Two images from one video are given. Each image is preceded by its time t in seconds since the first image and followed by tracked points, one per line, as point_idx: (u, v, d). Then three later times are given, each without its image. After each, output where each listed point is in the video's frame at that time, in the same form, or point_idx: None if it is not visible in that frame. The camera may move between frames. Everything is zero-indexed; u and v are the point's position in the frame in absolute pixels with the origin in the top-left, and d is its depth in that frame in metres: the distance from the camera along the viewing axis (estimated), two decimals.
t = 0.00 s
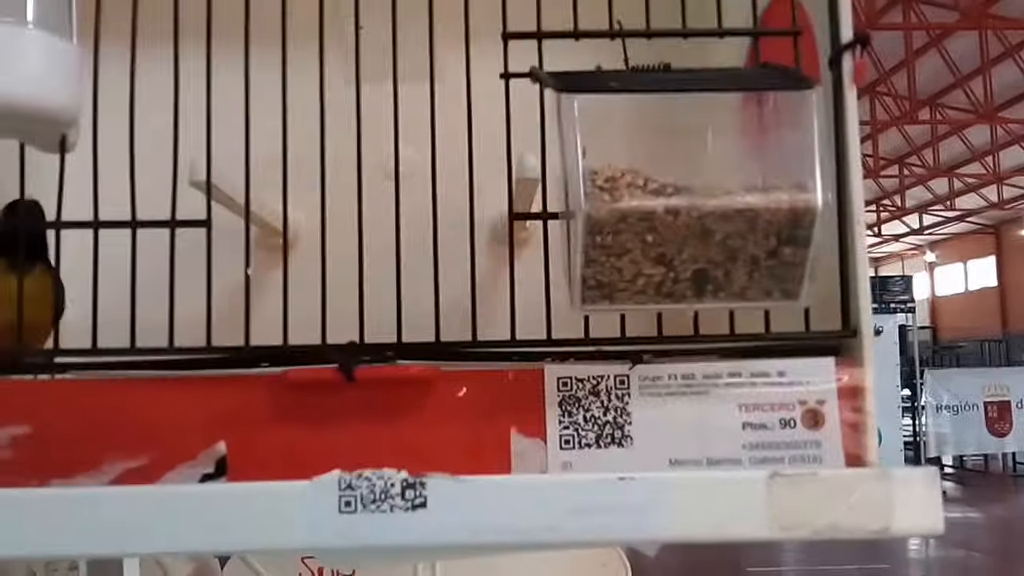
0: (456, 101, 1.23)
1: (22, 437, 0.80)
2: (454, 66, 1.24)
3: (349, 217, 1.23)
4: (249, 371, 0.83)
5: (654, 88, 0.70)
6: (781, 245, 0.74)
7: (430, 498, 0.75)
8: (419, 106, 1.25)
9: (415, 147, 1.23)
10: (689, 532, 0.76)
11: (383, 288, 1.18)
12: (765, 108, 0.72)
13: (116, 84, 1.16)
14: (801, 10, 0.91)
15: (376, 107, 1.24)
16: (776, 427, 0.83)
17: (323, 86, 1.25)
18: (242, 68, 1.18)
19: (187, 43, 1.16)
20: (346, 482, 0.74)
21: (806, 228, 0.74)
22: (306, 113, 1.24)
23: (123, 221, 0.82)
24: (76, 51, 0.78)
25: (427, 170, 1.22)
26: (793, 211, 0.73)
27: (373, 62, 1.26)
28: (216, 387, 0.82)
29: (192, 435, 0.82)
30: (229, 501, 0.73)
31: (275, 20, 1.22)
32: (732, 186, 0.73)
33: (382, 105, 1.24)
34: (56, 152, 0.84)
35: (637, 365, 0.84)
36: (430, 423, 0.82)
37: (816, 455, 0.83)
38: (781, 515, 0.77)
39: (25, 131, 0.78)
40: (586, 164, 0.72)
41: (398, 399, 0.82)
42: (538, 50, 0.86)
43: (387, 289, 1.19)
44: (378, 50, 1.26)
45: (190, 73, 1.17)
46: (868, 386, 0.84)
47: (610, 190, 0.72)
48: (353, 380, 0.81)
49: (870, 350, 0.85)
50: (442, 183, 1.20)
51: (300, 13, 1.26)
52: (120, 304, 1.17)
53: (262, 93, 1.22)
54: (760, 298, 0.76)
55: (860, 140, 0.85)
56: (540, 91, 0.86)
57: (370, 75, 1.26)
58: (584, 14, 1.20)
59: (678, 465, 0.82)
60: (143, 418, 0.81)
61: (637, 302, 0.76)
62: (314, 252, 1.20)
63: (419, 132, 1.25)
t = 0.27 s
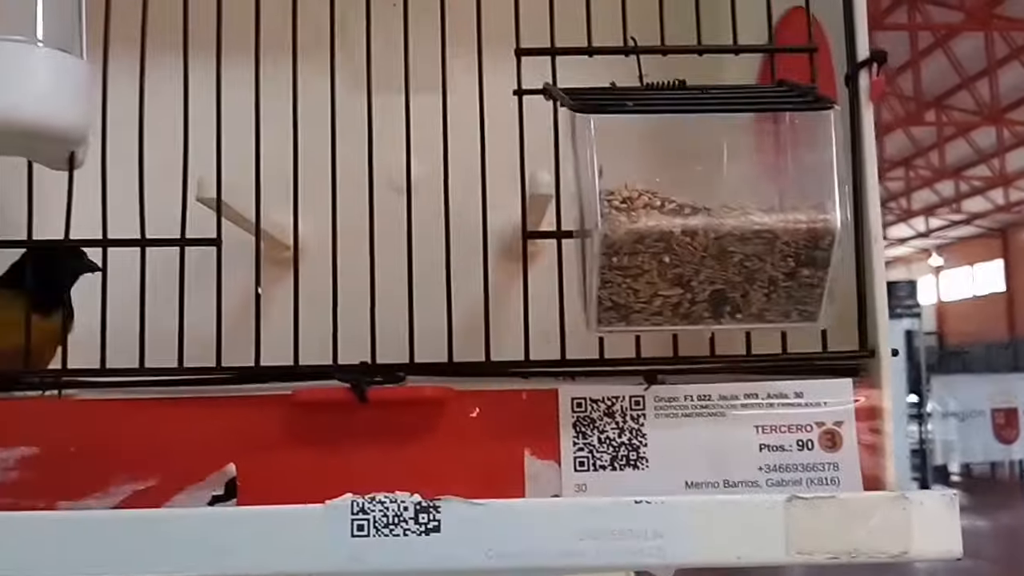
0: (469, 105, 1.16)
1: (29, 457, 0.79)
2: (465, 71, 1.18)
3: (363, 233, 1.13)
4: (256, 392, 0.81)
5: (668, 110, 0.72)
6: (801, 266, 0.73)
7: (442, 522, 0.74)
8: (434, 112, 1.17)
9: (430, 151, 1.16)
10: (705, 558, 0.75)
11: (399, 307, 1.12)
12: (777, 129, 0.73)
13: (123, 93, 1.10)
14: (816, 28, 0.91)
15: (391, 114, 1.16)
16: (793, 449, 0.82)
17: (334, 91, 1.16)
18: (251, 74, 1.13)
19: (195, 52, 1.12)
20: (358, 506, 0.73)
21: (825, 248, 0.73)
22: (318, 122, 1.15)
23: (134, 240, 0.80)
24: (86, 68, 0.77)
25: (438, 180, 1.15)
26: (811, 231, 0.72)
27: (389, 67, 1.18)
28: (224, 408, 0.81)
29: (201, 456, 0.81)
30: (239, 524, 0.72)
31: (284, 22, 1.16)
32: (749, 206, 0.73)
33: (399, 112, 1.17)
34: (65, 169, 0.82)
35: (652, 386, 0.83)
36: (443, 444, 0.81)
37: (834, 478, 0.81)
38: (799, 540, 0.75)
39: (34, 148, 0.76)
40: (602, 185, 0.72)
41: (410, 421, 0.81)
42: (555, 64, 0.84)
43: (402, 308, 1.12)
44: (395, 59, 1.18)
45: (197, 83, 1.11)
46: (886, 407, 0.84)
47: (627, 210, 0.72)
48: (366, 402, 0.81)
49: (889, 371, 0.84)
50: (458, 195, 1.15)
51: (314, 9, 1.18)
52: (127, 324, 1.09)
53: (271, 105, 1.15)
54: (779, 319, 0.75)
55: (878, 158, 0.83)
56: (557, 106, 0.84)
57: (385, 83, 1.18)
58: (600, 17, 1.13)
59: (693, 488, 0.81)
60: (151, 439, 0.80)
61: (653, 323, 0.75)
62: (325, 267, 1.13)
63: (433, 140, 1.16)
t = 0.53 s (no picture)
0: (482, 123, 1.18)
1: (47, 471, 0.80)
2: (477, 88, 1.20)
3: (379, 247, 1.15)
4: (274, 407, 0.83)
5: (682, 132, 0.73)
6: (811, 285, 0.75)
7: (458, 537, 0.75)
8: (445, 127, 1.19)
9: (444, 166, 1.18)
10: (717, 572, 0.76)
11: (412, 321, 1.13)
12: (789, 152, 0.74)
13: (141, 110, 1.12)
14: (824, 49, 0.94)
15: (406, 129, 1.19)
16: (802, 465, 0.83)
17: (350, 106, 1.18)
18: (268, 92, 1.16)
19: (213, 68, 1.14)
20: (375, 521, 0.74)
21: (836, 268, 0.74)
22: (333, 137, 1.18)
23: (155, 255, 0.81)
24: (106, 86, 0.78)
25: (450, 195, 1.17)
26: (822, 252, 0.74)
27: (402, 83, 1.20)
28: (242, 422, 0.82)
29: (218, 471, 0.82)
30: (257, 541, 0.73)
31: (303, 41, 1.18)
32: (761, 227, 0.74)
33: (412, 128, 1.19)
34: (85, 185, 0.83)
35: (663, 401, 0.84)
36: (457, 460, 0.82)
37: (841, 493, 0.83)
38: (808, 554, 0.77)
39: (55, 166, 0.77)
40: (616, 206, 0.73)
41: (424, 437, 0.82)
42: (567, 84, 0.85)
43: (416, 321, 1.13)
44: (410, 75, 1.20)
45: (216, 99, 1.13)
46: (893, 424, 0.84)
47: (641, 230, 0.73)
48: (381, 418, 0.82)
49: (896, 386, 0.85)
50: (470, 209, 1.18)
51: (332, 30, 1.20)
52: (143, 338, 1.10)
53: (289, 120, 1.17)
54: (789, 337, 0.77)
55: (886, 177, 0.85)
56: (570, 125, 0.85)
57: (400, 99, 1.19)
58: (612, 40, 1.16)
59: (704, 503, 0.82)
60: (169, 454, 0.82)
61: (666, 341, 0.76)
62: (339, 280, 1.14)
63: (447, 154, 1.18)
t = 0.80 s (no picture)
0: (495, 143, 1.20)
1: (62, 493, 0.81)
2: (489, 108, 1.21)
3: (389, 264, 1.16)
4: (285, 428, 0.83)
5: (694, 159, 0.75)
6: (822, 311, 0.75)
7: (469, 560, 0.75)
8: (456, 146, 1.19)
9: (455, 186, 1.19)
10: None
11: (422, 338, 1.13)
12: (797, 178, 0.76)
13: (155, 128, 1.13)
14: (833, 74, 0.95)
15: (417, 147, 1.19)
16: (811, 487, 0.84)
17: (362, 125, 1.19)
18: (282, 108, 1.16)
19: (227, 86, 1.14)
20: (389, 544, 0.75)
21: (847, 294, 0.75)
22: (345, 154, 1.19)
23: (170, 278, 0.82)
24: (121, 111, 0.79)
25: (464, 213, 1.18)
26: (833, 278, 0.74)
27: (416, 102, 1.20)
28: (255, 443, 0.83)
29: (231, 492, 0.82)
30: (270, 563, 0.73)
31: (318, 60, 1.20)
32: (772, 254, 0.75)
33: (423, 145, 1.19)
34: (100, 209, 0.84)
35: (674, 424, 0.84)
36: (468, 481, 0.83)
37: (850, 515, 0.84)
38: None
39: (72, 191, 0.78)
40: (629, 232, 0.74)
41: (436, 458, 0.83)
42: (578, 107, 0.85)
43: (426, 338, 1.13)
44: (422, 92, 1.21)
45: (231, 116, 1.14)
46: (902, 446, 0.85)
47: (653, 256, 0.73)
48: (395, 440, 0.83)
49: (905, 409, 0.85)
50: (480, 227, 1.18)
51: (346, 50, 1.22)
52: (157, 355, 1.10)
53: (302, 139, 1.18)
54: (800, 362, 0.77)
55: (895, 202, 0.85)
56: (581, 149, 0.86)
57: (412, 117, 1.20)
58: (622, 64, 1.18)
59: (714, 525, 0.82)
60: (183, 475, 0.82)
61: (677, 365, 0.77)
62: (352, 297, 1.15)
63: (457, 175, 1.19)
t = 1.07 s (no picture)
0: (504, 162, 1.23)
1: (69, 514, 0.81)
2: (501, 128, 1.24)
3: (398, 280, 1.19)
4: (292, 449, 0.83)
5: (701, 187, 0.76)
6: (829, 336, 0.76)
7: None
8: (468, 165, 1.23)
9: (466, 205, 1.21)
10: None
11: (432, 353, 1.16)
12: (804, 205, 0.77)
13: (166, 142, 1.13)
14: (838, 98, 0.96)
15: (428, 165, 1.23)
16: (815, 508, 0.84)
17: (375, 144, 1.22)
18: (292, 125, 1.18)
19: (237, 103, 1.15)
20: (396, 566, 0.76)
21: (853, 320, 0.75)
22: (355, 170, 1.21)
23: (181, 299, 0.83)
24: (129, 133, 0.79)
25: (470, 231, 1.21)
26: (840, 304, 0.75)
27: (427, 119, 1.24)
28: (262, 462, 0.83)
29: (238, 513, 0.82)
30: None
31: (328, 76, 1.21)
32: (780, 280, 0.75)
33: (435, 162, 1.23)
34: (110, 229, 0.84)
35: (679, 445, 0.85)
36: (474, 502, 0.83)
37: (854, 536, 0.84)
38: None
39: (81, 212, 0.78)
40: (637, 258, 0.75)
41: (444, 479, 0.83)
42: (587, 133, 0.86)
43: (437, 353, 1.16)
44: (432, 112, 1.25)
45: (240, 133, 1.15)
46: (905, 468, 0.85)
47: (662, 280, 0.74)
48: (402, 461, 0.83)
49: (908, 431, 0.86)
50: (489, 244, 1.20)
51: (356, 67, 1.23)
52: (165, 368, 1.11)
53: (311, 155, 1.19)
54: (806, 387, 0.77)
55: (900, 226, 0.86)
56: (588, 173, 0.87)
57: (422, 135, 1.23)
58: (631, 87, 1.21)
59: (719, 546, 0.83)
60: (190, 495, 0.83)
61: (684, 388, 0.77)
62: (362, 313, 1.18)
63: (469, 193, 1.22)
